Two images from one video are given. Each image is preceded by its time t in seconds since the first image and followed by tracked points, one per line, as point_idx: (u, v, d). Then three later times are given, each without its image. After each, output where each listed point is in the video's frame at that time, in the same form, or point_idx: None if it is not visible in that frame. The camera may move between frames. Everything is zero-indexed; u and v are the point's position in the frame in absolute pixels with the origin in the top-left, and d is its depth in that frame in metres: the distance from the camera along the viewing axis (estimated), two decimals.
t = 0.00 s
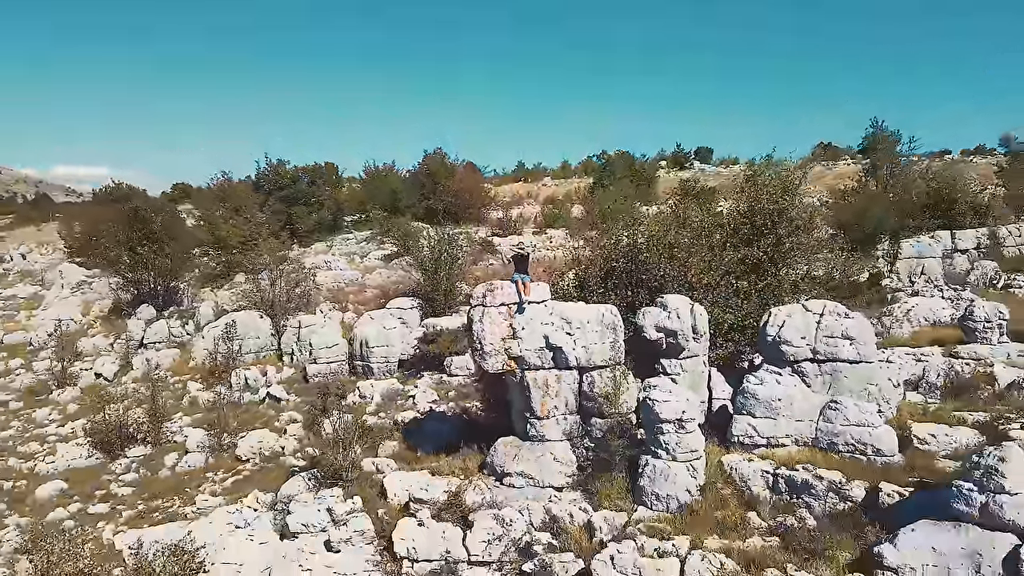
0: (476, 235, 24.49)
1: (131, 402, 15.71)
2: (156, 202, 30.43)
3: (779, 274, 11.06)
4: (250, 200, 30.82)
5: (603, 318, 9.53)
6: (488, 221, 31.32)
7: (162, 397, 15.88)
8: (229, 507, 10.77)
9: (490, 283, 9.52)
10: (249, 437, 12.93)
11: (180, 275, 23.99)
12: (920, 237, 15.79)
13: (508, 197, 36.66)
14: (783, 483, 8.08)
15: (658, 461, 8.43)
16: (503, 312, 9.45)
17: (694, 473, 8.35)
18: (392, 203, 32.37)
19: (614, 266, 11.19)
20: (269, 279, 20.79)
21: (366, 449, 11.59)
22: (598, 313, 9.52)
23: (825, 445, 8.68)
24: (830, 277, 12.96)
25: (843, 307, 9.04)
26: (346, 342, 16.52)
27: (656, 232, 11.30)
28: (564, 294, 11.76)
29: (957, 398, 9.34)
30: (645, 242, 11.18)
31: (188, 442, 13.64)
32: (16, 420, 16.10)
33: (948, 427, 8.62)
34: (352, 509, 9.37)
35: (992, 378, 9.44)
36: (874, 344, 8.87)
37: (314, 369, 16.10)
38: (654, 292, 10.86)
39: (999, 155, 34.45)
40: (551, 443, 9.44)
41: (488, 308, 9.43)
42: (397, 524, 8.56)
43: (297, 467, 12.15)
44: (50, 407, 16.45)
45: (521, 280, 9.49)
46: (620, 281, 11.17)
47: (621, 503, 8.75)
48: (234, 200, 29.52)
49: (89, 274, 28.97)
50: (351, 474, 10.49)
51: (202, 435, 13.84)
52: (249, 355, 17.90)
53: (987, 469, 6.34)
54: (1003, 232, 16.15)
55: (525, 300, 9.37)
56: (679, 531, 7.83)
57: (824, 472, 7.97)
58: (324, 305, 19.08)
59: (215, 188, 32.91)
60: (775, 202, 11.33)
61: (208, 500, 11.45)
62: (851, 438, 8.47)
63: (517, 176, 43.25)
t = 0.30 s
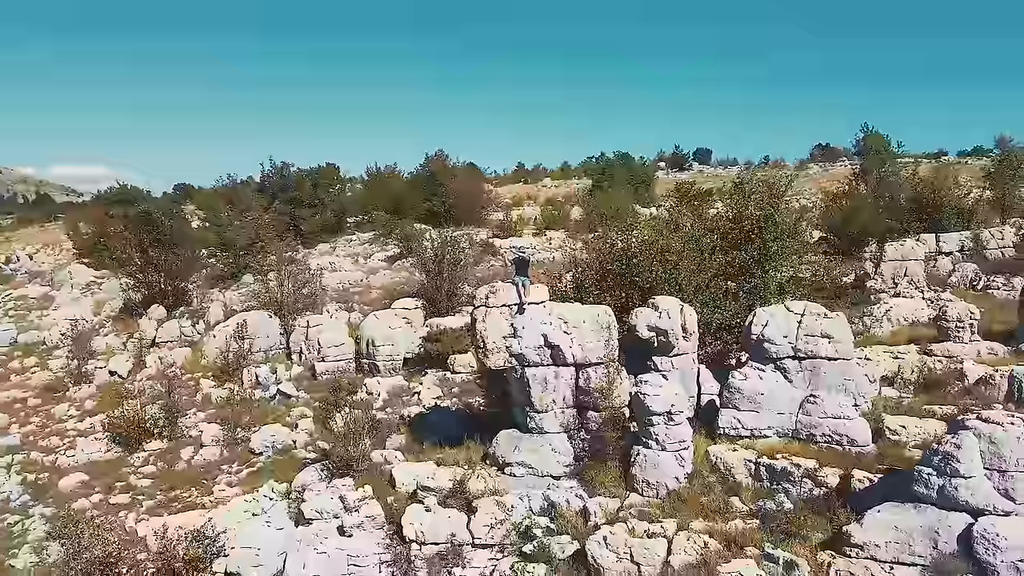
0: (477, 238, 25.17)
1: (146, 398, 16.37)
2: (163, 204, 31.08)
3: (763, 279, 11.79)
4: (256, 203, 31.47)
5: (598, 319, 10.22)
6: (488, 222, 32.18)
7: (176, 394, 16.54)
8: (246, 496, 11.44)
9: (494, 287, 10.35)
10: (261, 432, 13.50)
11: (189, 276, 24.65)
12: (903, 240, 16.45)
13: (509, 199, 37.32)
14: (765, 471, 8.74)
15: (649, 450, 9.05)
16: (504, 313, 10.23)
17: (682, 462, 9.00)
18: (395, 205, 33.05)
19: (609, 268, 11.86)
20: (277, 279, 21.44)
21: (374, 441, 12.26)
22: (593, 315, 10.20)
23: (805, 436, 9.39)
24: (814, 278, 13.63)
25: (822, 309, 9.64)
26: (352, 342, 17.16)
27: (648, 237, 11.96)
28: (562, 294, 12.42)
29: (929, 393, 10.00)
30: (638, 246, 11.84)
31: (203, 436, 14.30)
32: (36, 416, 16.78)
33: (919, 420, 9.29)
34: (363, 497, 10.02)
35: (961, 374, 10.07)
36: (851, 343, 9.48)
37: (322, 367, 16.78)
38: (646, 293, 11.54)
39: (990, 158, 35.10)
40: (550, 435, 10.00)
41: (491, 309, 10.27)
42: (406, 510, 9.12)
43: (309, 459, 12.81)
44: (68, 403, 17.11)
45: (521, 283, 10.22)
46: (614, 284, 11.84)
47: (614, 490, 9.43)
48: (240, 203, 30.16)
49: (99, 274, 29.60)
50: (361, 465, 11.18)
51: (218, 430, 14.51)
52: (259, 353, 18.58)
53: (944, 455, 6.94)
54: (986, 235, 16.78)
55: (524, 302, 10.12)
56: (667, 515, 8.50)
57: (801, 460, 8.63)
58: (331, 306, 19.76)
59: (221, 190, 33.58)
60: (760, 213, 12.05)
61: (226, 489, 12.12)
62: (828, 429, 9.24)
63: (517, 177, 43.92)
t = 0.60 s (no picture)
0: (479, 240, 25.81)
1: (161, 395, 17.01)
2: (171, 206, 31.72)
3: (749, 284, 12.45)
4: (262, 206, 32.10)
5: (595, 321, 10.86)
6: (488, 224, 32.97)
7: (190, 391, 17.18)
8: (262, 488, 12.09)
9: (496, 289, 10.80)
10: (273, 427, 14.10)
11: (198, 277, 25.27)
12: (890, 244, 17.09)
13: (510, 200, 37.95)
14: (749, 463, 9.40)
15: (641, 443, 9.71)
16: (507, 314, 10.64)
17: (672, 454, 9.66)
18: (397, 207, 33.71)
19: (605, 272, 12.49)
20: (285, 281, 22.08)
21: (383, 436, 12.91)
22: (591, 318, 10.85)
23: (787, 430, 10.00)
24: (802, 282, 14.26)
25: (804, 311, 10.28)
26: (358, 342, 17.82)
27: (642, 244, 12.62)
28: (561, 297, 13.06)
29: (905, 390, 10.65)
30: (632, 253, 12.49)
31: (218, 432, 14.95)
32: (54, 414, 17.41)
33: (893, 415, 9.95)
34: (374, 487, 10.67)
35: (935, 372, 10.71)
36: (831, 343, 10.12)
37: (330, 366, 17.44)
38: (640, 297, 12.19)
39: (982, 161, 35.72)
40: (547, 430, 10.72)
41: (493, 310, 10.65)
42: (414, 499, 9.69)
43: (320, 454, 13.46)
44: (85, 401, 17.75)
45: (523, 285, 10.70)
46: (610, 287, 12.48)
47: (609, 481, 10.09)
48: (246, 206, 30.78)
49: (108, 276, 30.22)
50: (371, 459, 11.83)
51: (231, 427, 15.16)
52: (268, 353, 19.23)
53: (910, 446, 7.64)
54: (971, 238, 17.41)
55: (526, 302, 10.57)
56: (658, 503, 9.16)
57: (782, 452, 9.29)
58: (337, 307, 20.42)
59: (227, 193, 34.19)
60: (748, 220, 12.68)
61: (241, 482, 12.76)
62: (808, 424, 9.86)
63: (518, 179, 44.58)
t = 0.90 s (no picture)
0: (480, 242, 26.21)
1: (169, 395, 17.39)
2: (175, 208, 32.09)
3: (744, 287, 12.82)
4: (265, 208, 32.49)
5: (592, 323, 11.21)
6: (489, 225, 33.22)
7: (198, 391, 17.57)
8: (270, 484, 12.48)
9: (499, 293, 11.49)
10: (281, 427, 14.49)
11: (203, 279, 25.65)
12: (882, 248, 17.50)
13: (510, 202, 38.34)
14: (740, 459, 9.80)
15: (637, 441, 10.12)
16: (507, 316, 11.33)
17: (667, 452, 10.09)
18: (398, 209, 34.08)
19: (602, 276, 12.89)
20: (290, 283, 22.47)
21: (387, 435, 13.30)
22: (588, 320, 11.21)
23: (777, 428, 10.40)
24: (795, 284, 14.66)
25: (794, 313, 10.68)
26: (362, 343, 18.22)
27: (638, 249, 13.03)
28: (560, 300, 13.46)
29: (892, 390, 11.05)
30: (629, 258, 12.90)
31: (226, 431, 15.34)
32: (64, 413, 17.79)
33: (879, 414, 10.36)
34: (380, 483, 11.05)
35: (920, 372, 11.11)
36: (821, 344, 10.51)
37: (335, 367, 17.84)
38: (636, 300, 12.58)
39: (977, 163, 36.14)
40: (548, 428, 11.12)
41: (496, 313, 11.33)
42: (419, 496, 10.23)
43: (326, 452, 13.85)
44: (94, 401, 18.13)
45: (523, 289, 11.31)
46: (608, 290, 12.88)
47: (606, 477, 10.48)
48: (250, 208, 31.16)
49: (113, 277, 30.58)
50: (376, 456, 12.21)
51: (239, 426, 15.55)
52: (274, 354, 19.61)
53: (892, 443, 8.09)
54: (961, 242, 17.82)
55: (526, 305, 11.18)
56: (652, 497, 9.55)
57: (772, 450, 9.69)
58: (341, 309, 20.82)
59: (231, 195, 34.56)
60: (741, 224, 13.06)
61: (250, 479, 13.15)
62: (797, 422, 10.28)
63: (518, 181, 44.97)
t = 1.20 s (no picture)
0: (480, 244, 26.52)
1: (176, 394, 17.70)
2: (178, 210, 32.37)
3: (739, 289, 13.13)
4: (268, 209, 32.81)
5: (591, 325, 11.59)
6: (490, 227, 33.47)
7: (204, 391, 17.88)
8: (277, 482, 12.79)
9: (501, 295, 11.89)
10: (286, 426, 14.81)
11: (207, 280, 25.94)
12: (875, 250, 17.82)
13: (510, 203, 38.66)
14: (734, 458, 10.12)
15: (634, 439, 10.43)
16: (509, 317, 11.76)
17: (663, 450, 10.39)
18: (400, 211, 34.40)
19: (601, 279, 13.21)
20: (293, 284, 22.78)
21: (391, 434, 13.63)
22: (587, 322, 11.57)
23: (770, 427, 10.71)
24: (790, 286, 14.97)
25: (787, 316, 11.02)
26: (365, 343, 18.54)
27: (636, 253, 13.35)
28: (559, 301, 13.78)
29: (881, 390, 11.38)
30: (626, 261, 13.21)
31: (233, 430, 15.65)
32: (73, 412, 18.09)
33: (868, 413, 10.68)
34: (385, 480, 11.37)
35: (910, 373, 11.44)
36: (812, 345, 10.86)
37: (339, 367, 18.16)
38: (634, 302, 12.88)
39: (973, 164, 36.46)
40: (548, 427, 11.42)
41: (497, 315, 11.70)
42: (423, 492, 10.54)
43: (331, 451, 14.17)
44: (102, 401, 18.43)
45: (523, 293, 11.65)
46: (606, 293, 13.19)
47: (604, 475, 10.80)
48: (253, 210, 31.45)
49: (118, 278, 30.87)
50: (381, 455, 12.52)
51: (245, 425, 15.87)
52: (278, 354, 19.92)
53: (878, 441, 8.41)
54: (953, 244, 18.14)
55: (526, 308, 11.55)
56: (649, 494, 9.88)
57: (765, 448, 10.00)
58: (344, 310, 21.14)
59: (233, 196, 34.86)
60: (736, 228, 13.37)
61: (257, 477, 13.47)
62: (790, 421, 10.58)
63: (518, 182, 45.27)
